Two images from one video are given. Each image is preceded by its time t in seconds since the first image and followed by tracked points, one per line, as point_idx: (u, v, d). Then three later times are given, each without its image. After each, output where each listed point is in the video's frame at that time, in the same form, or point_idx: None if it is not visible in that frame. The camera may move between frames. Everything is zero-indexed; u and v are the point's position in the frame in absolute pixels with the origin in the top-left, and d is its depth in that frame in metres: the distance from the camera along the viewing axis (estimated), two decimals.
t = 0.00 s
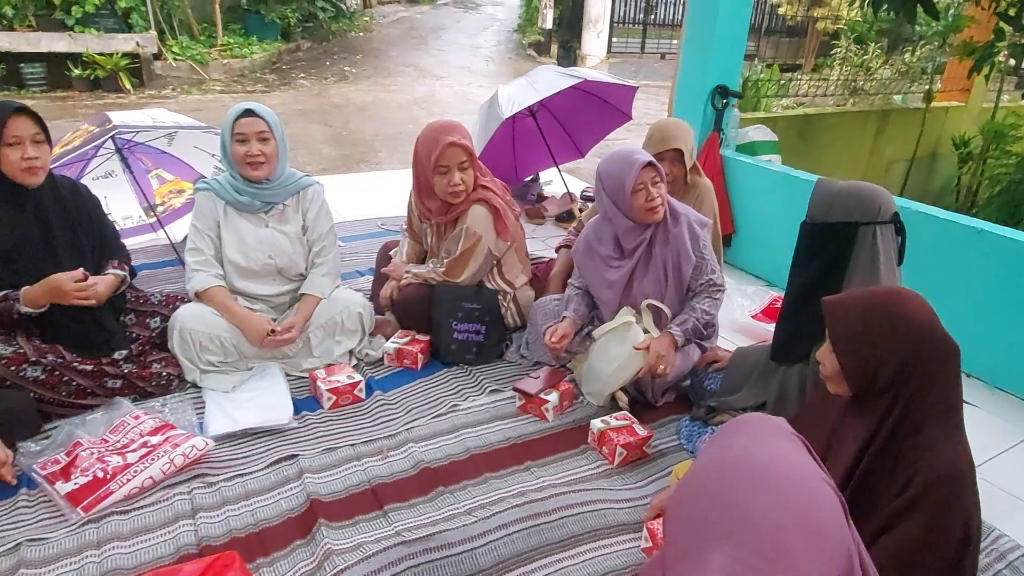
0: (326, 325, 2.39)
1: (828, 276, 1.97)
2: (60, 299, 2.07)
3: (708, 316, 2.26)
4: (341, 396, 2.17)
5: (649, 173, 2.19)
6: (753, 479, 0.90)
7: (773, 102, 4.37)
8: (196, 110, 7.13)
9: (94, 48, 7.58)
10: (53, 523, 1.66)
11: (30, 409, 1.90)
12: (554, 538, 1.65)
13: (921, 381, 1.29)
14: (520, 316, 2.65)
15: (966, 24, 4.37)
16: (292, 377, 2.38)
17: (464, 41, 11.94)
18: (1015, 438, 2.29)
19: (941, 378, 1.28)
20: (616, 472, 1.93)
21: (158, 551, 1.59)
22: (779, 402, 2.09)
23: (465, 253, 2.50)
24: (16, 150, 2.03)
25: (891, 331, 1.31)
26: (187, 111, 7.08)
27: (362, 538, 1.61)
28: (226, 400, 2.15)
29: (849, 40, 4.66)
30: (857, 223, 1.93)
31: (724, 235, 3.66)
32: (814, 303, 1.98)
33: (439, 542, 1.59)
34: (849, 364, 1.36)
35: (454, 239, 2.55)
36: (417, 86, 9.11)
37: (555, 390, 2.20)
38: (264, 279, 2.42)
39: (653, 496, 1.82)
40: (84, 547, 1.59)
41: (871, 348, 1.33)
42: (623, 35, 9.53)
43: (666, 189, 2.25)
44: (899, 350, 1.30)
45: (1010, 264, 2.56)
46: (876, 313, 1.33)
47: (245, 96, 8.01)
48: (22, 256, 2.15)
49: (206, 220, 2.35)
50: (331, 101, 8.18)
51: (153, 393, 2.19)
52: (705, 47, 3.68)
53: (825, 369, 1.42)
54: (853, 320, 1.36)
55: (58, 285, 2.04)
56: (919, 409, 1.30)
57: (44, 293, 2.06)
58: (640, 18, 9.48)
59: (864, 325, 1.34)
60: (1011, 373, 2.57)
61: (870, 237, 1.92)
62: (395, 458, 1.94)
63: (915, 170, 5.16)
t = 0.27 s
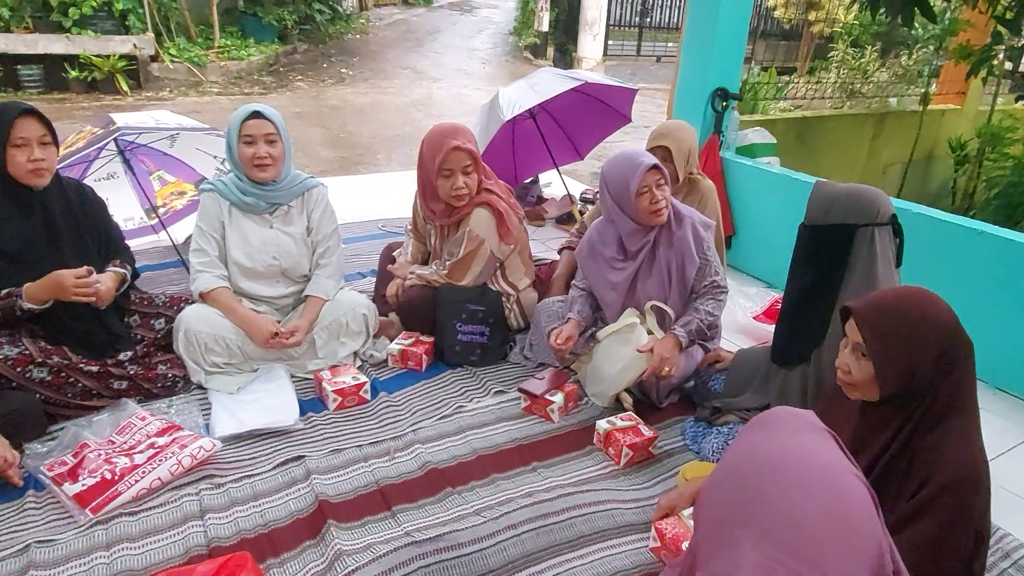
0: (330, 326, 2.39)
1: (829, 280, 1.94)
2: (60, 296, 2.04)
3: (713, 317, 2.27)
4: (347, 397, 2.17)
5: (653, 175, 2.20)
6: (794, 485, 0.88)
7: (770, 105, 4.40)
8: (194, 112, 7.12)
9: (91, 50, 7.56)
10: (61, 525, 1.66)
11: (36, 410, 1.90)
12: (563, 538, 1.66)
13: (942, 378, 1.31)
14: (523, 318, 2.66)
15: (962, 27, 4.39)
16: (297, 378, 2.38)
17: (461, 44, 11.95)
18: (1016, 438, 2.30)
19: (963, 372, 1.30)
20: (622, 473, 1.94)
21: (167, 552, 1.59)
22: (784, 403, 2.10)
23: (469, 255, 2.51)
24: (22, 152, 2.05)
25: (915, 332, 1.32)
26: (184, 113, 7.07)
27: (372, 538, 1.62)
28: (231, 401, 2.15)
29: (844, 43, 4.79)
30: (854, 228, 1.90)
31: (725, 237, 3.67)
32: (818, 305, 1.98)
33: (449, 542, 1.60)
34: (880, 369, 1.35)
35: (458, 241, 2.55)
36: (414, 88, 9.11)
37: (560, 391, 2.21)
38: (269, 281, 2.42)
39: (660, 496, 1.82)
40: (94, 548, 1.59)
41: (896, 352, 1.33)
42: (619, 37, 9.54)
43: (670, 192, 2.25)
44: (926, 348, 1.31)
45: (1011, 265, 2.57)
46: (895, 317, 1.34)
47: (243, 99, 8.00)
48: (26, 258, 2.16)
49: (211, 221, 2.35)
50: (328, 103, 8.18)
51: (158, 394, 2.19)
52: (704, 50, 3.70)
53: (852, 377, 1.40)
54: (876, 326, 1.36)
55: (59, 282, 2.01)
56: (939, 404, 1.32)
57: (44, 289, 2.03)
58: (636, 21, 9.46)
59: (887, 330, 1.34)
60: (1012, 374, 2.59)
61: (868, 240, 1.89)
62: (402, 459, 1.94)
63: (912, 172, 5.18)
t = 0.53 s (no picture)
0: (331, 331, 2.39)
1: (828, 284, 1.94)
2: (62, 299, 2.04)
3: (715, 321, 2.26)
4: (349, 402, 2.16)
5: (651, 181, 2.19)
6: (855, 571, 0.76)
7: (766, 108, 4.42)
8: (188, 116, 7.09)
9: (85, 53, 7.53)
10: (63, 532, 1.65)
11: (37, 416, 1.89)
12: (568, 544, 1.65)
13: (956, 379, 1.37)
14: (524, 322, 2.65)
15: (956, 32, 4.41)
16: (298, 383, 2.37)
17: (455, 47, 11.94)
18: (1015, 442, 2.31)
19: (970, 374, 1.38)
20: (625, 477, 1.94)
21: (171, 560, 1.58)
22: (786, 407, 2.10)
23: (470, 260, 2.50)
24: (21, 156, 2.04)
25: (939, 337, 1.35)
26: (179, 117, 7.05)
27: (377, 545, 1.61)
28: (232, 407, 2.14)
29: (842, 48, 4.72)
30: (851, 232, 1.90)
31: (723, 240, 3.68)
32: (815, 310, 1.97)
33: (455, 548, 1.60)
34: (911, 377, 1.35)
35: (458, 245, 2.55)
36: (409, 91, 9.10)
37: (563, 395, 2.21)
38: (269, 286, 2.41)
39: (663, 501, 1.82)
40: (97, 556, 1.58)
41: (924, 357, 1.34)
42: (613, 41, 9.53)
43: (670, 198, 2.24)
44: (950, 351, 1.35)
45: (1009, 268, 2.58)
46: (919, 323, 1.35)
47: (237, 102, 7.97)
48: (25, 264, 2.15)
49: (211, 226, 2.34)
50: (323, 107, 8.16)
51: (158, 400, 2.17)
52: (702, 54, 3.71)
53: (881, 385, 1.37)
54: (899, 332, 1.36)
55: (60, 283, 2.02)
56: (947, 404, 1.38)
57: (46, 293, 2.03)
58: (631, 24, 9.48)
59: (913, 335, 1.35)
60: (1010, 378, 2.59)
61: (864, 244, 1.89)
62: (405, 465, 1.93)
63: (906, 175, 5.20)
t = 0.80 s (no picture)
0: (327, 337, 2.37)
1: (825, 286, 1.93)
2: (62, 303, 2.04)
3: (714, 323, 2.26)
4: (347, 408, 2.14)
5: (643, 186, 2.18)
6: None
7: (757, 111, 4.42)
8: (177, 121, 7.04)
9: (72, 59, 7.48)
10: (59, 544, 1.62)
11: (30, 426, 1.87)
12: (571, 548, 1.64)
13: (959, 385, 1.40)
14: (522, 326, 2.64)
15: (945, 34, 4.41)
16: (295, 390, 2.35)
17: (445, 52, 11.93)
18: (1013, 441, 2.31)
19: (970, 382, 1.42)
20: (627, 480, 1.93)
21: (169, 570, 1.56)
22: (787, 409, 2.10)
23: (465, 264, 2.50)
24: (10, 161, 2.01)
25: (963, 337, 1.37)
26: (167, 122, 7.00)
27: (379, 552, 1.59)
28: (229, 414, 2.12)
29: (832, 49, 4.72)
30: (844, 234, 1.89)
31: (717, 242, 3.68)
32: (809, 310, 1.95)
33: (457, 554, 1.58)
34: (936, 376, 1.36)
35: (454, 250, 2.54)
36: (400, 96, 9.08)
37: (562, 399, 2.20)
38: (264, 292, 2.39)
39: (665, 504, 1.81)
40: (94, 567, 1.56)
41: (949, 357, 1.36)
42: (604, 44, 9.53)
43: (664, 205, 2.23)
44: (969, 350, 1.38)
45: (1003, 267, 2.59)
46: (948, 321, 1.36)
47: (227, 107, 7.93)
48: (15, 270, 2.11)
49: (204, 232, 2.32)
50: (314, 111, 8.12)
51: (154, 409, 2.15)
52: (696, 56, 3.73)
53: (905, 384, 1.36)
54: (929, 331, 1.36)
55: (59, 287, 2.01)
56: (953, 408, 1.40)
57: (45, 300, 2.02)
58: (621, 27, 9.48)
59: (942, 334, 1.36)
60: (1006, 376, 2.60)
61: (857, 246, 1.88)
62: (404, 470, 1.92)
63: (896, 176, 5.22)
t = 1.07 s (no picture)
0: (322, 336, 2.36)
1: (818, 278, 1.93)
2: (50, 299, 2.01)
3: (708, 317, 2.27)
4: (344, 407, 2.13)
5: (632, 181, 2.17)
6: None
7: (745, 107, 4.45)
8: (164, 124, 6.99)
9: (54, 62, 7.40)
10: (55, 548, 1.60)
11: (23, 430, 1.84)
12: (573, 543, 1.64)
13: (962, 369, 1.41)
14: (517, 323, 2.64)
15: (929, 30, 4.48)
16: (290, 390, 2.33)
17: (432, 52, 11.91)
18: (1006, 428, 2.32)
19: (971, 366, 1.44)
20: (626, 474, 1.93)
21: (168, 573, 1.54)
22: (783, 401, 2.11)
23: (459, 264, 2.49)
24: (4, 162, 1.98)
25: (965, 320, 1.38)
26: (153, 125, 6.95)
27: (380, 550, 1.58)
28: (224, 415, 2.10)
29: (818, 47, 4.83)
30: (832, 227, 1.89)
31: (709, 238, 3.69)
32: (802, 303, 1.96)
33: (460, 550, 1.57)
34: (944, 359, 1.37)
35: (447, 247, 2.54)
36: (387, 96, 9.05)
37: (559, 395, 2.20)
38: (258, 293, 2.37)
39: (665, 496, 1.81)
40: (92, 571, 1.54)
41: (956, 340, 1.37)
42: (591, 43, 9.53)
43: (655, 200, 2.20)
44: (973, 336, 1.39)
45: (992, 258, 2.61)
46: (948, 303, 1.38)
47: (213, 109, 7.88)
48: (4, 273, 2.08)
49: (197, 233, 2.30)
50: (301, 113, 8.08)
51: (148, 411, 2.12)
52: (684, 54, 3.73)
53: (914, 368, 1.37)
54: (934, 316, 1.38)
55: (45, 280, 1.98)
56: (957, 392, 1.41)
57: (31, 293, 1.99)
58: (607, 27, 9.52)
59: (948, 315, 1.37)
60: (997, 364, 2.62)
61: (845, 238, 1.89)
62: (403, 469, 1.91)
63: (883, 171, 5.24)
